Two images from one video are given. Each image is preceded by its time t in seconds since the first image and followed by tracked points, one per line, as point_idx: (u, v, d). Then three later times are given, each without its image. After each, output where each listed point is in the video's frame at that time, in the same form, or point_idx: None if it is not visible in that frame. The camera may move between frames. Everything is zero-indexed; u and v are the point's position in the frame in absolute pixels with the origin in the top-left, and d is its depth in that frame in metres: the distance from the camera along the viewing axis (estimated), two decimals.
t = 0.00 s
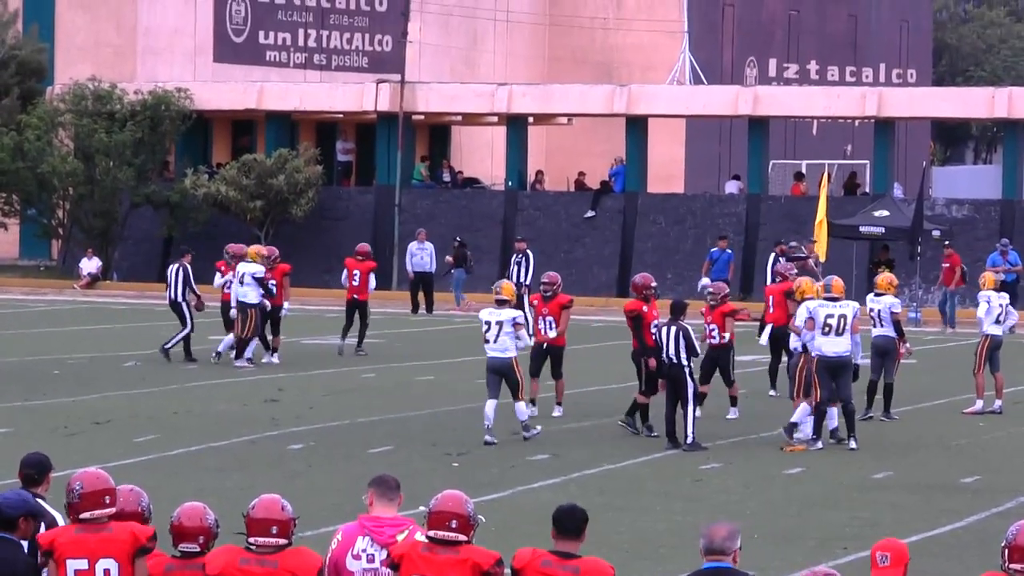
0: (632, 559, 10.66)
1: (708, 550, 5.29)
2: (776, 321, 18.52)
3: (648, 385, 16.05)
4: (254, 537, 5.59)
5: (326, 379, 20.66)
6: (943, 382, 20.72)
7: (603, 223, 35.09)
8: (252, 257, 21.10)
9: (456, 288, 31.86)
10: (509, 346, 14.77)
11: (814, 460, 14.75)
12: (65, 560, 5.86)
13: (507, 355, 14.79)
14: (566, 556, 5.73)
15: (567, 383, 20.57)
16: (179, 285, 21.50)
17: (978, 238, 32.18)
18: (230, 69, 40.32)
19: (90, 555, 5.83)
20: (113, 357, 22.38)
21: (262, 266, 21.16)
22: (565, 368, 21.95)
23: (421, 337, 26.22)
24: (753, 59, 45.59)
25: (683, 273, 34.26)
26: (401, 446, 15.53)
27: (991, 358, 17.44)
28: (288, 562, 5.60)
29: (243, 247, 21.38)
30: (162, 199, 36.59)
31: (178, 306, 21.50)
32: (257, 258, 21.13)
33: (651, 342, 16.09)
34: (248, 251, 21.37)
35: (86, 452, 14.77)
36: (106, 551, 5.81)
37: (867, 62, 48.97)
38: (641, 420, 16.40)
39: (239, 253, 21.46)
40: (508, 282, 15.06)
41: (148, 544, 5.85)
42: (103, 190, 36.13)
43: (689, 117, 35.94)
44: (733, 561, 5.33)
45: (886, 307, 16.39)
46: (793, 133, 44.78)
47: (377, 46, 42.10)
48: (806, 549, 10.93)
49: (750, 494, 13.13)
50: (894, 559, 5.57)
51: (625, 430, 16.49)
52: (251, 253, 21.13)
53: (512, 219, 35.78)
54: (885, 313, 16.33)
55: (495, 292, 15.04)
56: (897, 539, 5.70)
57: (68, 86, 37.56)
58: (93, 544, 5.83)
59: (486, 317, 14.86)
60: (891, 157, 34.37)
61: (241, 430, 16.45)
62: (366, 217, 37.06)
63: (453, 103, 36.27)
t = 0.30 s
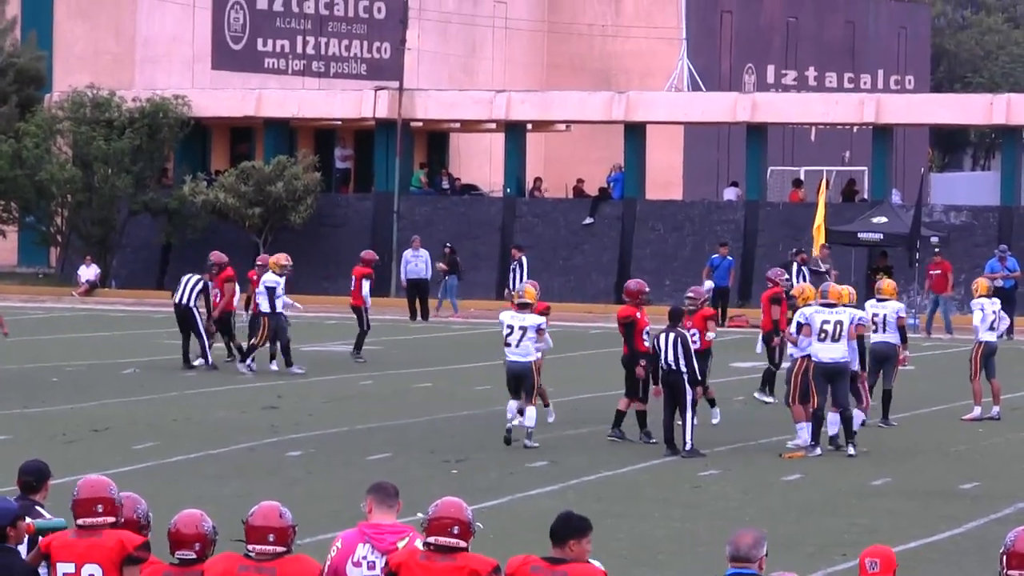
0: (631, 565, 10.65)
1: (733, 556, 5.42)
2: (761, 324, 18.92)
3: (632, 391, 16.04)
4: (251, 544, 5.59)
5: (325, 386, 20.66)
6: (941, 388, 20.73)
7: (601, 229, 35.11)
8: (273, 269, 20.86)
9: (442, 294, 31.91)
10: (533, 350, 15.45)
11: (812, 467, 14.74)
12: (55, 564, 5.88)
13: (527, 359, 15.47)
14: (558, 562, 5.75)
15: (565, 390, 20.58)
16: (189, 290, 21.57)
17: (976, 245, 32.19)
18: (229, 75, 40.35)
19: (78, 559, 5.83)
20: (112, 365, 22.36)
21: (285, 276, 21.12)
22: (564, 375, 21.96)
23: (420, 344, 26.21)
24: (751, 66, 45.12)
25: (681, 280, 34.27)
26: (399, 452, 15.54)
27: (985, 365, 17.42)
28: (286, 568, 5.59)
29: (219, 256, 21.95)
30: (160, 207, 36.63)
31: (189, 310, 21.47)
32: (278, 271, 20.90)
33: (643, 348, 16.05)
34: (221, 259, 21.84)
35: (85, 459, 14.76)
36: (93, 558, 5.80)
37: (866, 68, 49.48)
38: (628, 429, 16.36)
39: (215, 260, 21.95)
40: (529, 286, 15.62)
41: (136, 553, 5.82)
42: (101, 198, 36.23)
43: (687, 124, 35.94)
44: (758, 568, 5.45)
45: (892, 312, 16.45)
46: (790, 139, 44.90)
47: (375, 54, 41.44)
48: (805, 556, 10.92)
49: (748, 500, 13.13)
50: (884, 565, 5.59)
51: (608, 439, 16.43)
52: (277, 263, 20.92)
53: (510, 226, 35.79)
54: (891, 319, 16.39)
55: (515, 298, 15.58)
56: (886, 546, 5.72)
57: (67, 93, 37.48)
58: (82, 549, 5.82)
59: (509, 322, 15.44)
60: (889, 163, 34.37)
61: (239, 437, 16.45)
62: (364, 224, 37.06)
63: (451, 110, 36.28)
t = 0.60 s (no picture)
0: (617, 571, 10.67)
1: (744, 561, 5.48)
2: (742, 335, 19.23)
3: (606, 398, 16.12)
4: (237, 551, 5.60)
5: (311, 393, 20.62)
6: (928, 395, 20.77)
7: (587, 236, 35.14)
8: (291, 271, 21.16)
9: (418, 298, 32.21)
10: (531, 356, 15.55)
11: (797, 474, 14.76)
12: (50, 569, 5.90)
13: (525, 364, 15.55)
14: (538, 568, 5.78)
15: (551, 397, 20.59)
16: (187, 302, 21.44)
17: (961, 251, 32.28)
18: (215, 82, 40.42)
19: (73, 565, 5.84)
20: (98, 371, 22.33)
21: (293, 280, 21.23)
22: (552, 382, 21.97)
23: (406, 351, 26.20)
24: (737, 74, 45.47)
25: (667, 287, 34.30)
26: (385, 459, 15.53)
27: (967, 372, 17.43)
28: None
29: (187, 262, 22.07)
30: (146, 213, 36.58)
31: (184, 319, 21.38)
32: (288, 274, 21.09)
33: (620, 354, 16.08)
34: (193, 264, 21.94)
35: (70, 465, 14.73)
36: (86, 564, 5.82)
37: (852, 76, 49.55)
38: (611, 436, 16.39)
39: (182, 263, 21.95)
40: (528, 293, 15.70)
41: (129, 561, 5.83)
42: (87, 204, 36.07)
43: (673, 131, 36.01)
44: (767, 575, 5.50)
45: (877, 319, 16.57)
46: (777, 147, 44.98)
47: (361, 60, 42.39)
48: (790, 563, 10.94)
49: (733, 507, 13.14)
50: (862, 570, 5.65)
51: (593, 446, 16.47)
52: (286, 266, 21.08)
53: (496, 233, 35.80)
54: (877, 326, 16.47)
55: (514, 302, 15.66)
56: (867, 552, 5.77)
57: (53, 99, 37.40)
58: (77, 555, 5.84)
59: (509, 327, 15.54)
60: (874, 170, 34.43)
61: (225, 443, 16.43)
62: (350, 231, 37.04)
63: (438, 117, 36.30)
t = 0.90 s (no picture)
0: (588, 573, 10.70)
1: (710, 562, 5.53)
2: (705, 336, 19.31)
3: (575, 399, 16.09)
4: (204, 552, 5.60)
5: (280, 394, 20.59)
6: (896, 396, 20.90)
7: (557, 238, 35.20)
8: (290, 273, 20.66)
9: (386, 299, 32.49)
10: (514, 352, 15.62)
11: (766, 474, 14.85)
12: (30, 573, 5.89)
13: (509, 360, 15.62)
14: (512, 571, 5.84)
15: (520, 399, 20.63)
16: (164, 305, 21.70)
17: (929, 253, 32.48)
18: (184, 84, 40.10)
19: (56, 569, 5.87)
20: (66, 373, 22.26)
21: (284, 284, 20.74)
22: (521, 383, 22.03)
23: (376, 352, 26.19)
24: (706, 75, 45.59)
25: (637, 288, 34.40)
26: (354, 460, 15.54)
27: (932, 373, 17.54)
28: None
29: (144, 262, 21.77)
30: (115, 215, 36.43)
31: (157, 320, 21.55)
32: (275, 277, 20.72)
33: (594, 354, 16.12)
34: (150, 265, 21.68)
35: (39, 467, 14.70)
36: (71, 568, 5.85)
37: (821, 77, 49.69)
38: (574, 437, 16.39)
39: (137, 265, 21.67)
40: (506, 291, 15.68)
41: (116, 562, 5.86)
42: (56, 206, 35.95)
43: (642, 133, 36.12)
44: (735, 575, 5.57)
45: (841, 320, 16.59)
46: (746, 149, 45.14)
47: (331, 61, 42.24)
48: (759, 564, 11.00)
49: (702, 508, 13.21)
50: (833, 570, 5.69)
51: (558, 448, 16.45)
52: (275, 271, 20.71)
53: (465, 234, 35.82)
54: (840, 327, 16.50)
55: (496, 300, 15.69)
56: (836, 553, 5.82)
57: (21, 100, 37.21)
58: (59, 558, 5.87)
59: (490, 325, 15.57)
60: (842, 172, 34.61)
61: (194, 445, 16.40)
62: (320, 232, 37.01)
63: (407, 118, 36.30)
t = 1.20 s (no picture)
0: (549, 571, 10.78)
1: (657, 560, 5.62)
2: (663, 335, 19.49)
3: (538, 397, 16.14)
4: (164, 549, 5.66)
5: (241, 391, 20.59)
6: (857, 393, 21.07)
7: (518, 235, 35.26)
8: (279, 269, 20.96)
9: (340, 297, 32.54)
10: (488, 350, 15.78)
11: (726, 472, 14.98)
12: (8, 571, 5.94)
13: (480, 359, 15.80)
14: (472, 568, 5.93)
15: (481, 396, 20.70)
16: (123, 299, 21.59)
17: (890, 251, 32.72)
18: (146, 80, 40.10)
19: (38, 566, 5.91)
20: (25, 370, 22.18)
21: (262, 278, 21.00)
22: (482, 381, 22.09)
23: (337, 350, 26.22)
24: (667, 73, 45.80)
25: (598, 286, 34.52)
26: (315, 457, 15.57)
27: (896, 371, 17.73)
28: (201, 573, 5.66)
29: (91, 257, 21.83)
30: (76, 211, 36.26)
31: (118, 317, 21.50)
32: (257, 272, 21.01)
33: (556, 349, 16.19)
34: (99, 260, 21.74)
35: None
36: (52, 564, 5.89)
37: (782, 76, 49.90)
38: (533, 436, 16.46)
39: (84, 262, 21.70)
40: (487, 291, 16.00)
41: (95, 556, 5.92)
42: (16, 202, 35.87)
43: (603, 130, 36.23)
44: (681, 571, 5.66)
45: (798, 318, 16.73)
46: (707, 146, 45.36)
47: (292, 58, 41.55)
48: (719, 561, 11.12)
49: (663, 505, 13.33)
50: (796, 568, 5.79)
51: (517, 446, 16.52)
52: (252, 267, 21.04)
53: (427, 231, 35.82)
54: (798, 324, 16.67)
55: (476, 298, 15.97)
56: (799, 551, 5.93)
57: None
58: (40, 556, 5.91)
59: (465, 321, 15.80)
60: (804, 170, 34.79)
61: (154, 441, 16.39)
62: (281, 229, 36.98)
63: (368, 115, 36.29)
